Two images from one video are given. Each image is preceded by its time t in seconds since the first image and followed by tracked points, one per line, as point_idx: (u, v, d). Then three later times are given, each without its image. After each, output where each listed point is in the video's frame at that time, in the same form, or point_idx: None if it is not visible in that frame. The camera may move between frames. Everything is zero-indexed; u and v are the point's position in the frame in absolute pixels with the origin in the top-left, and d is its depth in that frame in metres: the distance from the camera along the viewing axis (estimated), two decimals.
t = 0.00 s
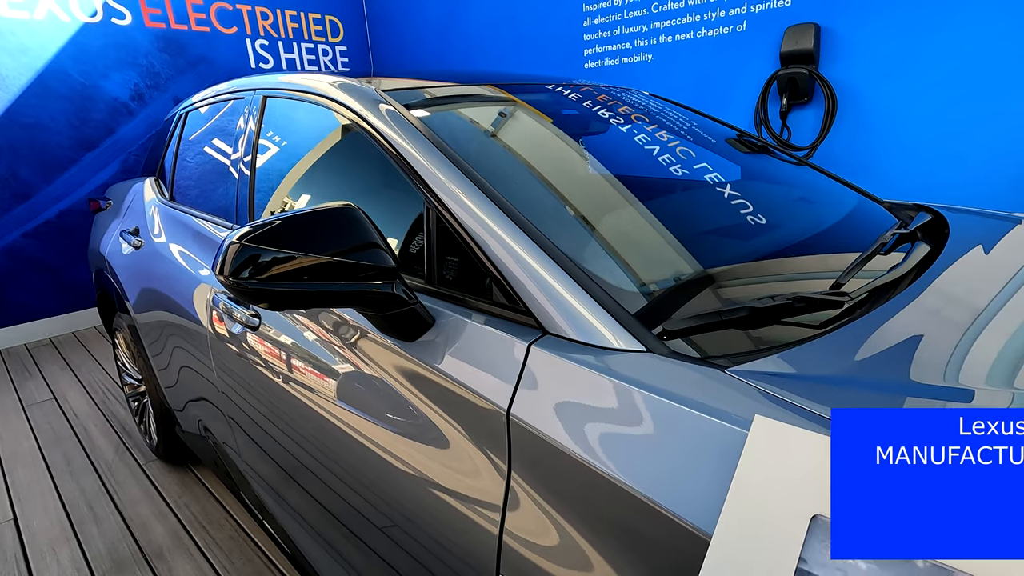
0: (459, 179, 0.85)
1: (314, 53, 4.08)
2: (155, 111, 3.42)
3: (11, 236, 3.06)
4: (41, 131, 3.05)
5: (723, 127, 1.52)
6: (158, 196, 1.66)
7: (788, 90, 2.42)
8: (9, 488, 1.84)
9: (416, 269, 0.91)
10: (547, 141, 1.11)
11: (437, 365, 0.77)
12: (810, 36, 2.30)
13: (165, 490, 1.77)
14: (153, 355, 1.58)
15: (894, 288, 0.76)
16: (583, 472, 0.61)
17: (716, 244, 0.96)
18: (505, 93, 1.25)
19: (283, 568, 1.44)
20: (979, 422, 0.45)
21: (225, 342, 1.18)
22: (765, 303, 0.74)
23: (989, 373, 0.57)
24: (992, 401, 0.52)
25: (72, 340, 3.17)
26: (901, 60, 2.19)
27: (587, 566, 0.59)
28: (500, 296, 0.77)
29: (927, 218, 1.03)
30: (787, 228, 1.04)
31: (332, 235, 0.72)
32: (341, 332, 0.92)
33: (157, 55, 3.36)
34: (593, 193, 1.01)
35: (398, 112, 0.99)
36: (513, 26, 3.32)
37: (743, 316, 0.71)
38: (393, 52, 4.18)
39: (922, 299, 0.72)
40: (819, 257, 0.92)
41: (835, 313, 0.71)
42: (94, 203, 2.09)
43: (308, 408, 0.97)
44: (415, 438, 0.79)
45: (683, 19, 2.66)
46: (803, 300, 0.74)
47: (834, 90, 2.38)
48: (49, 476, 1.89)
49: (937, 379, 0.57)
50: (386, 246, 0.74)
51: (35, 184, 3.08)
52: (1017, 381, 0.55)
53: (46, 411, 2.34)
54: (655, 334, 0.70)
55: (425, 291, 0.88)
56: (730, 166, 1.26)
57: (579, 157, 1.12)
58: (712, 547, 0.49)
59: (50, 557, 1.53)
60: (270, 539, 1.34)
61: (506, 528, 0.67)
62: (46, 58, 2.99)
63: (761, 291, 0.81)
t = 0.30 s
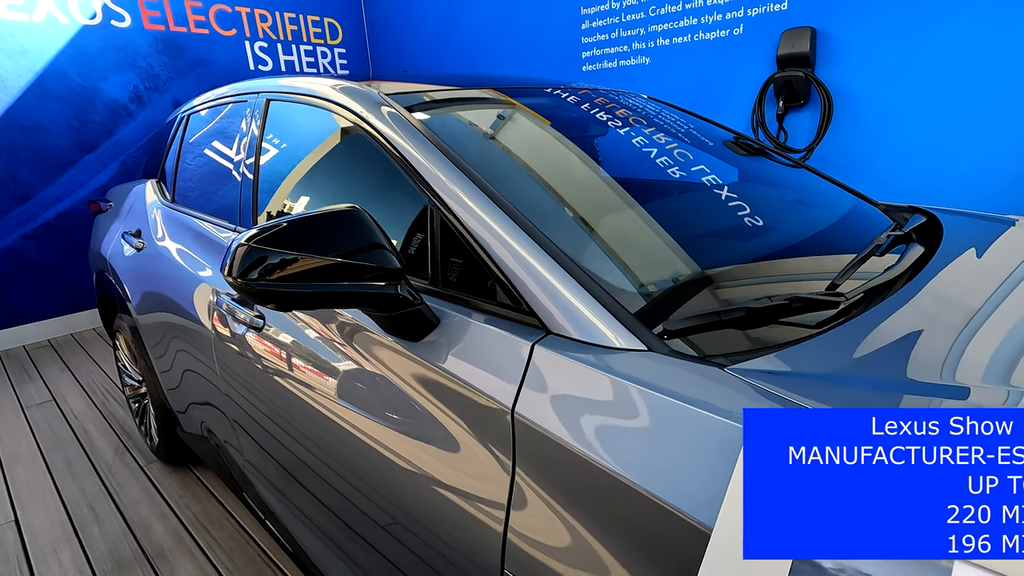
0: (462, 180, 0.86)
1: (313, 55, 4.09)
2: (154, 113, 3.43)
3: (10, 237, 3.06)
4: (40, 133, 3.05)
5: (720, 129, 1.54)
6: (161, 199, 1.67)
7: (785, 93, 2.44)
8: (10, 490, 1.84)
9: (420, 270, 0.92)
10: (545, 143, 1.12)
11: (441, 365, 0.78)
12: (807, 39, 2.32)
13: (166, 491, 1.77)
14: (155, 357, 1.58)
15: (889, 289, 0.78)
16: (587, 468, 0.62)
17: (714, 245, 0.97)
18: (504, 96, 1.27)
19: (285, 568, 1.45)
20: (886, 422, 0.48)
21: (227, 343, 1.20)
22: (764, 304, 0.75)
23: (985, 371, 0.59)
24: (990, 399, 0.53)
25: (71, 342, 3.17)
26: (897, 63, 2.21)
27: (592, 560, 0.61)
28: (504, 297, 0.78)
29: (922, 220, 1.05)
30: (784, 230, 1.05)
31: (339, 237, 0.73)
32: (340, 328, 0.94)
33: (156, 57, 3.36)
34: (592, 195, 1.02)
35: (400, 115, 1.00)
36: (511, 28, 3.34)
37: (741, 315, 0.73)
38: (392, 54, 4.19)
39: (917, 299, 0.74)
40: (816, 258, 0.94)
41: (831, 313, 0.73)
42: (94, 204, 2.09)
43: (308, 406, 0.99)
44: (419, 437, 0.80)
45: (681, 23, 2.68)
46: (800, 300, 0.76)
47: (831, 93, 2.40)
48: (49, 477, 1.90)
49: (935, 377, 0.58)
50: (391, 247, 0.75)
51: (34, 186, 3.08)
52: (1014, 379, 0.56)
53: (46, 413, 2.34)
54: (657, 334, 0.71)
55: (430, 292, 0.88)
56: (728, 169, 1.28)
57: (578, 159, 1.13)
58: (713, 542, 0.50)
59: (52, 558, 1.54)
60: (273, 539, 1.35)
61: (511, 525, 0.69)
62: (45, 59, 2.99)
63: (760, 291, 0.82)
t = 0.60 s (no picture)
0: (477, 180, 0.87)
1: (315, 58, 4.10)
2: (156, 115, 3.44)
3: (12, 240, 3.05)
4: (44, 135, 3.05)
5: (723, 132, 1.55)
6: (170, 201, 1.67)
7: (787, 97, 2.46)
8: (16, 492, 1.84)
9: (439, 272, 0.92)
10: (547, 143, 1.12)
11: (461, 364, 0.79)
12: (808, 44, 2.35)
13: (173, 494, 1.77)
14: (165, 359, 1.59)
15: (900, 291, 0.79)
16: (612, 468, 0.63)
17: (723, 247, 0.99)
18: (508, 99, 1.28)
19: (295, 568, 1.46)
20: (801, 423, 0.56)
21: (234, 342, 1.22)
22: (780, 305, 0.77)
23: (989, 368, 0.60)
24: (992, 395, 0.55)
25: (74, 344, 3.17)
26: (897, 66, 2.23)
27: (616, 557, 0.62)
28: (525, 298, 0.79)
29: (928, 223, 1.06)
30: (793, 233, 1.07)
31: (363, 239, 0.75)
32: (346, 321, 0.97)
33: (159, 60, 3.37)
34: (598, 196, 1.01)
35: (412, 115, 1.02)
36: (513, 31, 3.35)
37: (760, 316, 0.74)
38: (393, 57, 4.20)
39: (927, 300, 0.75)
40: (822, 259, 0.96)
41: (845, 314, 0.74)
42: (101, 207, 2.09)
43: (314, 400, 1.03)
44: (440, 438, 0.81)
45: (682, 27, 2.71)
46: (817, 301, 0.77)
47: (832, 96, 2.43)
48: (55, 477, 1.90)
49: (936, 375, 0.60)
50: (412, 248, 0.76)
51: (37, 188, 3.08)
52: (1015, 377, 0.58)
53: (51, 415, 2.34)
54: (678, 333, 0.72)
55: (451, 294, 0.89)
56: (732, 171, 1.30)
57: (584, 166, 1.11)
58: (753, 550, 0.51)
59: (60, 558, 1.54)
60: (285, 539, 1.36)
61: (535, 526, 0.70)
62: (48, 62, 2.99)
63: (771, 292, 0.84)
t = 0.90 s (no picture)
0: (494, 179, 0.90)
1: (318, 62, 4.12)
2: (161, 118, 3.45)
3: (18, 242, 3.06)
4: (49, 138, 3.06)
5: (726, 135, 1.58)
6: (184, 204, 1.69)
7: (788, 101, 2.49)
8: (26, 492, 1.85)
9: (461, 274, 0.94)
10: (547, 145, 1.13)
11: (486, 362, 0.81)
12: (809, 49, 2.38)
13: (184, 494, 1.79)
14: (179, 359, 1.60)
15: (909, 292, 0.81)
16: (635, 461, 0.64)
17: (734, 249, 1.01)
18: (513, 102, 1.30)
19: (308, 568, 1.46)
20: (714, 423, 0.62)
21: (241, 338, 1.27)
22: (796, 305, 0.79)
23: (993, 364, 0.62)
24: (995, 388, 0.58)
25: (79, 346, 3.18)
26: (896, 70, 2.27)
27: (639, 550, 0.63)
28: (549, 298, 0.81)
29: (931, 225, 1.09)
30: (800, 236, 1.09)
31: (389, 240, 0.76)
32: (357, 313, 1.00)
33: (164, 63, 3.39)
34: (608, 204, 1.02)
35: (428, 116, 1.06)
36: (516, 36, 3.38)
37: (776, 316, 0.76)
38: (396, 60, 4.22)
39: (935, 299, 0.77)
40: (830, 259, 0.98)
41: (857, 314, 0.77)
42: (110, 209, 2.11)
43: (323, 394, 1.06)
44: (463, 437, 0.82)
45: (685, 32, 2.74)
46: (830, 301, 0.79)
47: (833, 101, 2.46)
48: (65, 478, 1.91)
49: (943, 369, 0.62)
50: (437, 247, 0.78)
51: (42, 191, 3.09)
52: (1018, 372, 0.61)
53: (58, 417, 2.35)
54: (702, 333, 0.74)
55: (474, 295, 0.90)
56: (737, 174, 1.32)
57: (593, 169, 1.13)
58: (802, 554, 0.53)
59: (73, 558, 1.55)
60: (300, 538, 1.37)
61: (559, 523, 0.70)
62: (54, 65, 3.01)
63: (781, 291, 0.86)
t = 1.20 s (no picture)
0: (513, 180, 0.94)
1: (323, 66, 4.16)
2: (168, 122, 3.48)
3: (27, 244, 3.09)
4: (58, 141, 3.09)
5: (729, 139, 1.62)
6: (201, 207, 1.72)
7: (790, 106, 2.53)
8: (42, 491, 1.87)
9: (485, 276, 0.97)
10: (555, 150, 1.15)
11: (513, 358, 0.84)
12: (811, 55, 2.42)
13: (198, 492, 1.82)
14: (196, 359, 1.63)
15: (912, 292, 0.85)
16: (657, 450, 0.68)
17: (745, 250, 1.05)
18: (521, 107, 1.33)
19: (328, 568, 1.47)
20: (625, 425, 0.72)
21: (254, 334, 1.32)
22: (808, 304, 0.83)
23: (997, 358, 0.66)
24: (997, 380, 0.61)
25: (86, 347, 3.21)
26: (895, 76, 2.32)
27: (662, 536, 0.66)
28: (573, 297, 0.84)
29: (933, 228, 1.13)
30: (806, 239, 1.12)
31: (418, 241, 0.80)
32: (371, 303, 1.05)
33: (171, 67, 3.42)
34: (622, 210, 1.03)
35: (444, 119, 1.10)
36: (520, 42, 3.42)
37: (790, 313, 0.80)
38: (400, 64, 4.26)
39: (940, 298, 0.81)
40: (836, 260, 1.02)
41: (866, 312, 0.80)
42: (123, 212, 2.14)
43: (334, 386, 1.11)
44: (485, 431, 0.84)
45: (688, 38, 2.78)
46: (840, 300, 0.83)
47: (834, 106, 2.50)
48: (80, 477, 1.93)
49: (948, 363, 0.66)
50: (466, 247, 0.81)
51: (51, 193, 3.12)
52: (1021, 364, 0.64)
53: (69, 417, 2.37)
54: (721, 330, 0.78)
55: (499, 294, 0.94)
56: (742, 177, 1.36)
57: (601, 172, 1.16)
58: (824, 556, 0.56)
59: (92, 555, 1.58)
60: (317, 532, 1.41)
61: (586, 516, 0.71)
62: (64, 69, 3.04)
63: (792, 290, 0.90)
